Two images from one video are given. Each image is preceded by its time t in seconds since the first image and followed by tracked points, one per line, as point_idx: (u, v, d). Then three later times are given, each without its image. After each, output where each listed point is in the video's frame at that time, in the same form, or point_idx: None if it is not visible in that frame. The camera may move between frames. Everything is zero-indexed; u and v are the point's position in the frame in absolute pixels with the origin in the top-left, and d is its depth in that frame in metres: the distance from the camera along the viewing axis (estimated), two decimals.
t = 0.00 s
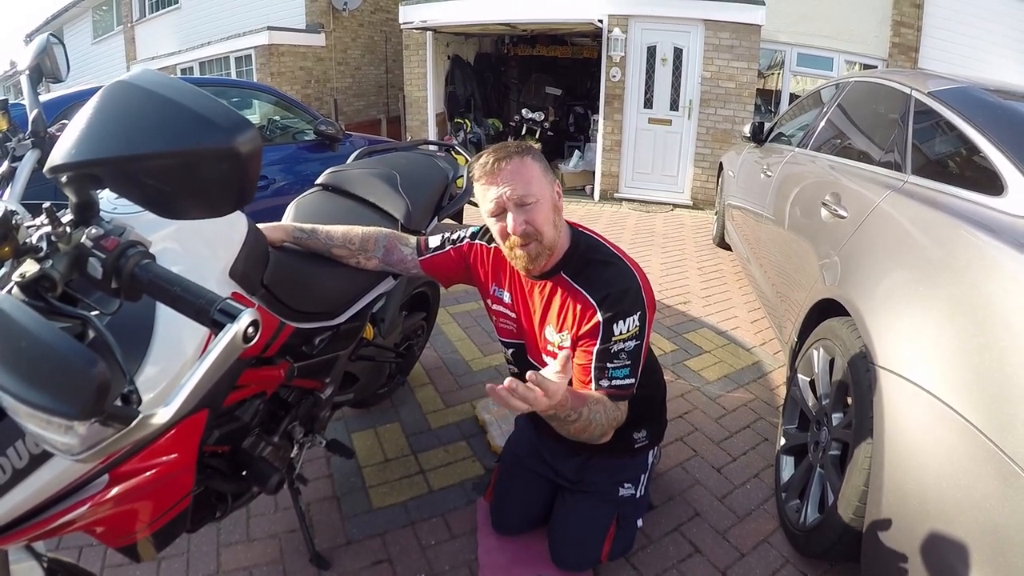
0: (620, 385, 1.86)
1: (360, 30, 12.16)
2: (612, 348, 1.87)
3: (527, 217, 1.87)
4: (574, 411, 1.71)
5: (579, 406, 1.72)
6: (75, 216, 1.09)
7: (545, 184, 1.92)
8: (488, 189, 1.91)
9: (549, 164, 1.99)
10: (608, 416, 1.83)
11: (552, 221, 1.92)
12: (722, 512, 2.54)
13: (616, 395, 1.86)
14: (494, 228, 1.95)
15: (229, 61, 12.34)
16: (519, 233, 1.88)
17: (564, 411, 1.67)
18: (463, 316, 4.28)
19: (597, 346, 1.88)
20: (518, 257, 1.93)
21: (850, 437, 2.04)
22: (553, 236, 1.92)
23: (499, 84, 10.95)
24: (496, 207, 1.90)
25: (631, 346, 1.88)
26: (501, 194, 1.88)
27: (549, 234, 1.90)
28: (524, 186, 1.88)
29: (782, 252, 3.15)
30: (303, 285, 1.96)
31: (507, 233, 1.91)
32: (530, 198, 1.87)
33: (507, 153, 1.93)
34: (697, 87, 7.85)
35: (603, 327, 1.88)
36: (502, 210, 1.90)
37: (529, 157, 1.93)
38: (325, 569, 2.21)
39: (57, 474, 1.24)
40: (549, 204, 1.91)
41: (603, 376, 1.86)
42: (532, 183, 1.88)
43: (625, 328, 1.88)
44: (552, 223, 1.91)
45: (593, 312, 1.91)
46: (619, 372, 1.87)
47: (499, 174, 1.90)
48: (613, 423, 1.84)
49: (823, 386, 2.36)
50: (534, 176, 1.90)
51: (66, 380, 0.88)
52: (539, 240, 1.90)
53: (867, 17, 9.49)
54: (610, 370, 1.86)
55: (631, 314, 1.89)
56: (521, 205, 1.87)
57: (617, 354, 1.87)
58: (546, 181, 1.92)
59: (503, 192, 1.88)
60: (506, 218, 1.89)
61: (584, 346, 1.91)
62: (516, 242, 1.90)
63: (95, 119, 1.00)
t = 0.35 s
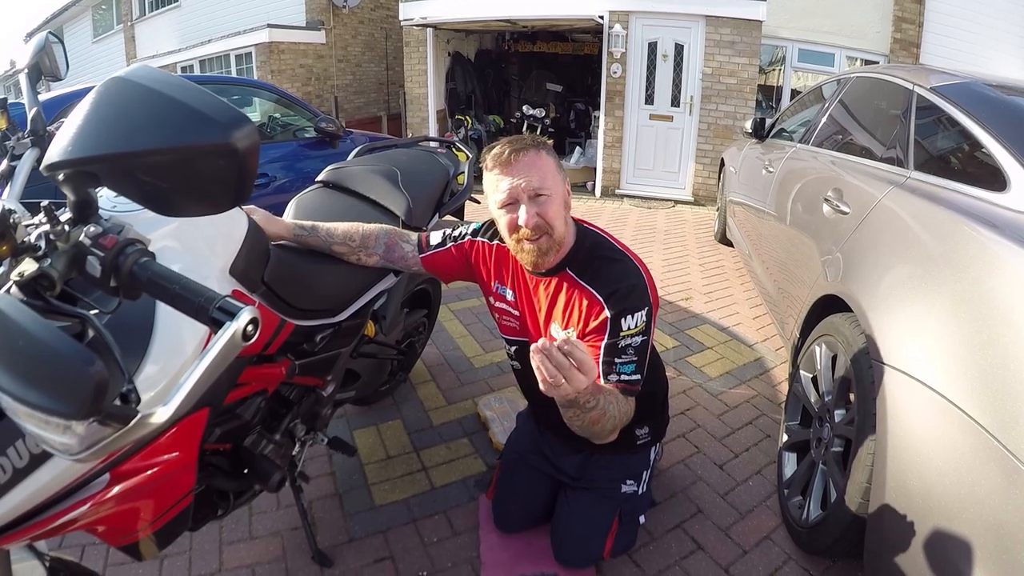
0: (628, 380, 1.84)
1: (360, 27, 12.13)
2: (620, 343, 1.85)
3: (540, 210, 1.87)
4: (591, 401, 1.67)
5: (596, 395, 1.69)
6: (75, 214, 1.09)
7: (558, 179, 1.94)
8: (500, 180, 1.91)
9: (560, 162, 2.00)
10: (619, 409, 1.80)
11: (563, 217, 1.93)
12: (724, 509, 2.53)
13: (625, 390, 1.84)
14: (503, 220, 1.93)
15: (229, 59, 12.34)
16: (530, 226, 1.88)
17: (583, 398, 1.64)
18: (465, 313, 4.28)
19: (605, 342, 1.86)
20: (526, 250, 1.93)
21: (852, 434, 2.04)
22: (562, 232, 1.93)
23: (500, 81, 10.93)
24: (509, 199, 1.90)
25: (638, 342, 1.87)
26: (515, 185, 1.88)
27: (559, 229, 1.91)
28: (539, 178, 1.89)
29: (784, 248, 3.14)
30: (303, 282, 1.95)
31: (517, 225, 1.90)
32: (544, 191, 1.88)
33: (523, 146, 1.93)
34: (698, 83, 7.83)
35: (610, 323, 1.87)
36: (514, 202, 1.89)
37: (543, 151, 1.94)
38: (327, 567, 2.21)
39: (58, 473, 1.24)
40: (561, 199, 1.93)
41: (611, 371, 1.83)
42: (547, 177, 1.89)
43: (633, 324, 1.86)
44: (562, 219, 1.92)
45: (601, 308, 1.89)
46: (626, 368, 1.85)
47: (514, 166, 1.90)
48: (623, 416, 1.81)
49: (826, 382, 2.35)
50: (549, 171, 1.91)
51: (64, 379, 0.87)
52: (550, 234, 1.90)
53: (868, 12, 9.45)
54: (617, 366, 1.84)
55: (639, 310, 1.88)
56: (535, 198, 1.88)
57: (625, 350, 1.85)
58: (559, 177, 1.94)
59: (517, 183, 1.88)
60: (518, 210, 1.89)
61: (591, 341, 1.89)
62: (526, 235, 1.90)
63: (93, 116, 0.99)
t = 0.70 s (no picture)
0: (636, 388, 1.87)
1: (361, 26, 12.13)
2: (627, 351, 1.86)
3: (549, 212, 1.87)
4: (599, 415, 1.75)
5: (602, 407, 1.76)
6: (75, 212, 1.07)
7: (565, 181, 1.93)
8: (507, 182, 1.89)
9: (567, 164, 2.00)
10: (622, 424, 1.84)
11: (570, 219, 1.92)
12: (725, 508, 2.53)
13: (634, 397, 1.86)
14: (509, 223, 1.91)
15: (230, 58, 12.34)
16: (539, 228, 1.86)
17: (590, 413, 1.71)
18: (465, 312, 4.27)
19: (613, 350, 1.86)
20: (532, 253, 1.91)
21: (853, 433, 2.03)
22: (569, 234, 1.92)
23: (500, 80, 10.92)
24: (516, 200, 1.88)
25: (644, 348, 1.88)
26: (524, 186, 1.86)
27: (567, 231, 1.91)
28: (548, 180, 1.88)
29: (785, 248, 3.14)
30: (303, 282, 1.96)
31: (525, 228, 1.88)
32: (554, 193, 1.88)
33: (530, 147, 1.92)
34: (699, 83, 7.83)
35: (617, 331, 1.87)
36: (522, 204, 1.88)
37: (550, 153, 1.94)
38: (328, 566, 2.21)
39: (59, 472, 1.24)
40: (568, 201, 1.92)
41: (620, 380, 1.85)
42: (557, 178, 1.89)
43: (640, 331, 1.87)
44: (569, 221, 1.91)
45: (607, 316, 1.89)
46: (634, 374, 1.87)
47: (521, 167, 1.88)
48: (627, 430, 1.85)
49: (827, 382, 2.35)
50: (557, 173, 1.91)
51: (65, 378, 0.87)
52: (558, 236, 1.89)
53: (870, 11, 9.44)
54: (625, 373, 1.86)
55: (644, 316, 1.89)
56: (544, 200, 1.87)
57: (632, 357, 1.86)
58: (566, 179, 1.93)
59: (526, 185, 1.87)
60: (525, 212, 1.88)
61: (597, 350, 1.89)
62: (533, 238, 1.88)
63: (93, 114, 0.99)
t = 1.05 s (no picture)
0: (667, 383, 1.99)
1: (362, 28, 12.15)
2: (653, 354, 1.93)
3: (510, 224, 1.84)
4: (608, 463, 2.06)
5: (602, 462, 2.06)
6: (79, 214, 1.09)
7: (536, 190, 1.85)
8: (478, 190, 1.89)
9: (550, 167, 1.90)
10: (652, 422, 2.03)
11: (539, 230, 1.86)
12: (726, 510, 2.53)
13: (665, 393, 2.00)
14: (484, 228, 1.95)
15: (232, 60, 12.37)
16: (500, 239, 1.87)
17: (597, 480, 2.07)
18: (466, 314, 4.28)
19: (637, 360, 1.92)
20: (504, 260, 1.93)
21: (854, 435, 2.04)
22: (537, 245, 1.87)
23: (501, 82, 10.94)
24: (482, 209, 1.89)
25: (665, 345, 1.97)
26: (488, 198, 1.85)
27: (533, 243, 1.86)
28: (510, 191, 1.83)
29: (786, 250, 3.14)
30: (304, 284, 1.97)
31: (490, 237, 1.89)
32: (516, 205, 1.82)
33: (504, 155, 1.88)
34: (700, 85, 7.84)
35: (633, 344, 1.90)
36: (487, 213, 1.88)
37: (523, 160, 1.86)
38: (328, 566, 2.22)
39: (61, 472, 1.25)
40: (538, 212, 1.85)
41: (653, 381, 1.96)
42: (519, 190, 1.82)
43: (656, 335, 1.92)
44: (536, 232, 1.85)
45: (613, 323, 1.90)
46: (664, 371, 1.98)
47: (488, 177, 1.86)
48: (655, 435, 2.05)
49: (828, 384, 2.35)
50: (524, 183, 1.83)
51: (69, 378, 0.87)
52: (522, 248, 1.87)
53: (870, 13, 9.45)
54: (657, 373, 1.97)
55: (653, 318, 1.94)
56: (505, 212, 1.83)
57: (658, 359, 1.95)
58: (537, 188, 1.85)
59: (489, 196, 1.85)
60: (490, 222, 1.88)
61: (616, 360, 1.94)
62: (500, 247, 1.90)
63: (97, 117, 1.00)
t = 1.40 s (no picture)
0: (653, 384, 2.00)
1: (361, 31, 12.17)
2: (640, 354, 1.94)
3: (499, 223, 1.85)
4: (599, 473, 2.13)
5: (592, 474, 2.15)
6: (79, 217, 1.09)
7: (524, 190, 1.85)
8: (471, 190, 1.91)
9: (541, 167, 1.89)
10: (629, 426, 2.04)
11: (528, 229, 1.86)
12: (725, 513, 2.53)
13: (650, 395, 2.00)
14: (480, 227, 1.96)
15: (231, 63, 12.40)
16: (491, 237, 1.88)
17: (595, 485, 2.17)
18: (466, 317, 4.28)
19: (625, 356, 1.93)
20: (499, 259, 1.94)
21: (853, 438, 2.04)
22: (527, 244, 1.87)
23: (501, 84, 10.95)
24: (474, 208, 1.90)
25: (655, 346, 1.98)
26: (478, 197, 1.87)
27: (523, 242, 1.86)
28: (499, 190, 1.83)
29: (785, 252, 3.15)
30: (304, 287, 1.97)
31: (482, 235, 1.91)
32: (504, 204, 1.83)
33: (496, 155, 1.89)
34: (699, 87, 7.85)
35: (621, 336, 1.91)
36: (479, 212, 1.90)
37: (513, 160, 1.87)
38: (328, 569, 2.21)
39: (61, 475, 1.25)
40: (527, 211, 1.85)
41: (638, 381, 1.97)
42: (508, 189, 1.83)
43: (644, 332, 1.94)
44: (525, 231, 1.85)
45: (603, 317, 1.91)
46: (651, 372, 1.99)
47: (479, 177, 1.87)
48: (630, 443, 2.07)
49: (827, 386, 2.35)
50: (512, 182, 1.84)
51: (69, 381, 0.88)
52: (512, 246, 1.87)
53: (869, 15, 9.47)
54: (643, 373, 1.98)
55: (645, 317, 1.95)
56: (494, 211, 1.84)
57: (646, 358, 1.97)
58: (527, 188, 1.85)
59: (479, 195, 1.86)
60: (482, 221, 1.89)
61: (604, 355, 1.95)
62: (493, 245, 1.91)
63: (97, 122, 1.00)
